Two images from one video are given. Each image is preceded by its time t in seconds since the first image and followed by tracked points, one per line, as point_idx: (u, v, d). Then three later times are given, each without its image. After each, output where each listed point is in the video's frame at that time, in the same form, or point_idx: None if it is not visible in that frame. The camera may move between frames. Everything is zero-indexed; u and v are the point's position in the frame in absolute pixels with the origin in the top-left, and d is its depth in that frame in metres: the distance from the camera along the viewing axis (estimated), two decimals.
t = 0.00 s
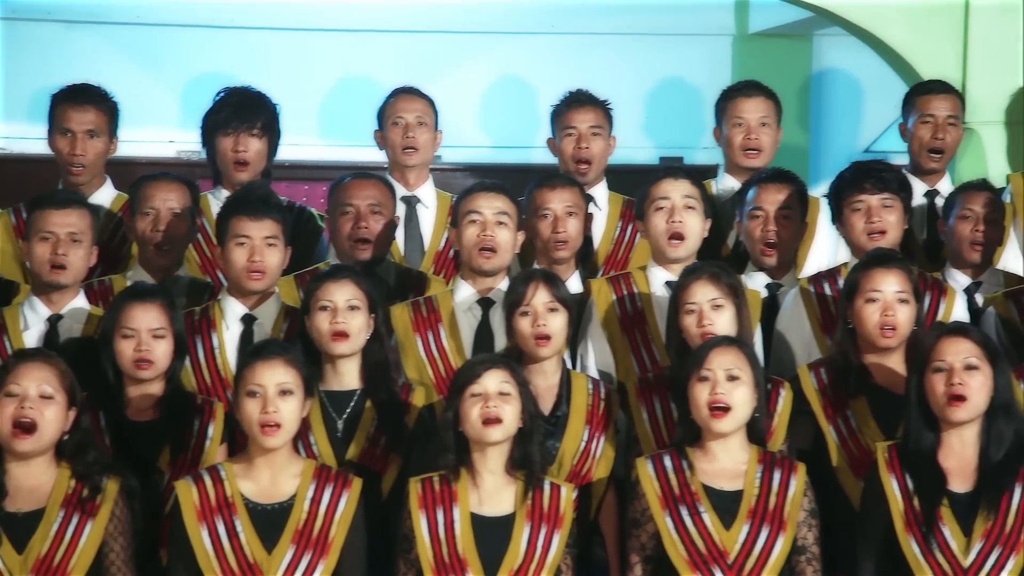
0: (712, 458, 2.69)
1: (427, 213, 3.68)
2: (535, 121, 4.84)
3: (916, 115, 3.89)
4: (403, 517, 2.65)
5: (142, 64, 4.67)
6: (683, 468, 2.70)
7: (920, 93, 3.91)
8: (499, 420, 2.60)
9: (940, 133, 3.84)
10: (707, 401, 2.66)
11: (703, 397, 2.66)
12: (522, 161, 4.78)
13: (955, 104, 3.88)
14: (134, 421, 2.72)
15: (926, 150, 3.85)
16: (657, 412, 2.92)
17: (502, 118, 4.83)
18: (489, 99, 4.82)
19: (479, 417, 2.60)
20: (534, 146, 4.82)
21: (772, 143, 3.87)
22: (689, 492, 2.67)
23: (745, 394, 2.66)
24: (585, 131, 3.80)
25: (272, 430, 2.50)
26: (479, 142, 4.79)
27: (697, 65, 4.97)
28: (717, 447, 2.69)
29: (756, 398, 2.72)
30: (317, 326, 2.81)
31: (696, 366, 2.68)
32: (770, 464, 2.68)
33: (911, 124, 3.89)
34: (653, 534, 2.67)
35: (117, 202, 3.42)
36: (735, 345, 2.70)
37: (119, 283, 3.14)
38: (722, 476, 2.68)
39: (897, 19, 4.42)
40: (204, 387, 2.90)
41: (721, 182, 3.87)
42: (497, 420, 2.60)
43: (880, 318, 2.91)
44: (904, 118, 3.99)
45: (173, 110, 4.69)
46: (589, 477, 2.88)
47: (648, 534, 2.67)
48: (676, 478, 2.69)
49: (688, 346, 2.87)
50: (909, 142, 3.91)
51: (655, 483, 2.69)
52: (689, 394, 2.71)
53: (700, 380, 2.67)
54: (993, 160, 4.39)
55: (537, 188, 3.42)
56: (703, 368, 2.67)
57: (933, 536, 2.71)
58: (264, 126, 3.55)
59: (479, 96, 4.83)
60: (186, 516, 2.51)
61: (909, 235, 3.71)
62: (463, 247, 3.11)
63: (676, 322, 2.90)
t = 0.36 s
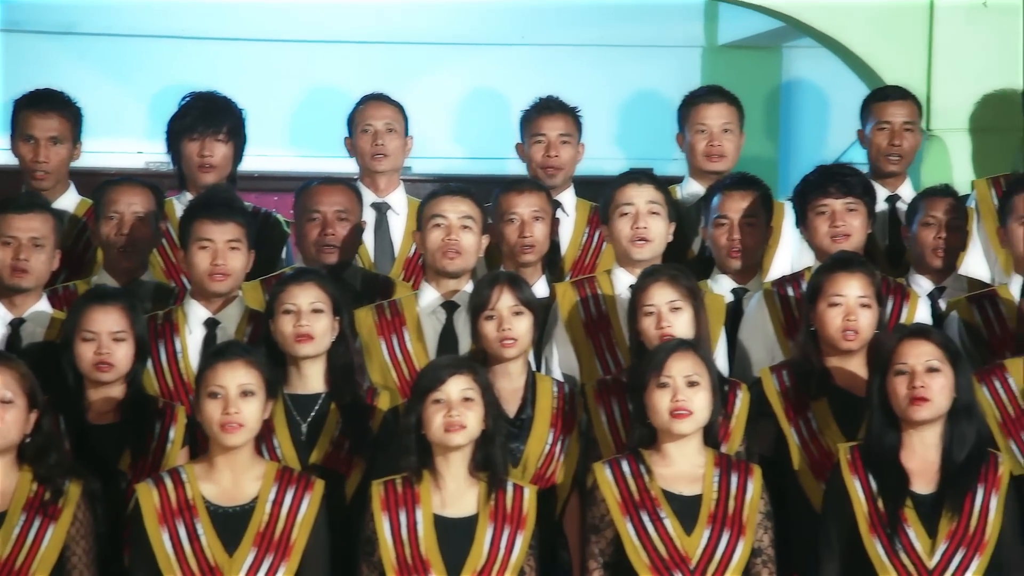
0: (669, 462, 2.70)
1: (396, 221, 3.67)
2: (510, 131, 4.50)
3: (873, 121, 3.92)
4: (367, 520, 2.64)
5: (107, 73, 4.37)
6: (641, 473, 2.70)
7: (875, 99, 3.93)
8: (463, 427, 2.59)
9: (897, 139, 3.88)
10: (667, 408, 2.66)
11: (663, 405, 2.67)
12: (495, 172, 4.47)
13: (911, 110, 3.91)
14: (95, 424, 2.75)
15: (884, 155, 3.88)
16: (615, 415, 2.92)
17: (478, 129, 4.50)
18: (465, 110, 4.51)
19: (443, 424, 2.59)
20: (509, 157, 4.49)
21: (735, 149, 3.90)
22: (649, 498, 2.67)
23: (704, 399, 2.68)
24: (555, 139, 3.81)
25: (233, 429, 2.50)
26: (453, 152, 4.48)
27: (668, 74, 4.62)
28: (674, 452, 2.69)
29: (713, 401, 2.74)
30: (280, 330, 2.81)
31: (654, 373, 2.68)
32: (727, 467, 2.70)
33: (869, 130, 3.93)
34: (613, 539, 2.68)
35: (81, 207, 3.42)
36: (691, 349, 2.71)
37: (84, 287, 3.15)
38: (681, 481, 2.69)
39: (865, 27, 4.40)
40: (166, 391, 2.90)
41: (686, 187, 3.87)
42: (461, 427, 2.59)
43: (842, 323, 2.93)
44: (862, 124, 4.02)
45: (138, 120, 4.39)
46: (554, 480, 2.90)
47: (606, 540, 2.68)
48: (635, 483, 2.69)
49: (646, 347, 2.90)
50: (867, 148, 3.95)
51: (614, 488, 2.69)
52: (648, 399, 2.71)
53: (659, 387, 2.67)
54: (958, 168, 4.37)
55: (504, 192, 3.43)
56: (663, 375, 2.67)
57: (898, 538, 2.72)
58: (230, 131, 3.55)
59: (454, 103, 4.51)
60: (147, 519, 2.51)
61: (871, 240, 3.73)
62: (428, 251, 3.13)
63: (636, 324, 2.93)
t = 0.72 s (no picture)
0: (637, 465, 2.70)
1: (369, 226, 3.68)
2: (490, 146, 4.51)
3: (834, 129, 3.95)
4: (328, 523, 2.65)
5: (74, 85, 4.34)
6: (608, 475, 2.70)
7: (835, 107, 3.98)
8: (424, 430, 2.59)
9: (856, 146, 3.91)
10: (633, 412, 2.66)
11: (629, 408, 2.66)
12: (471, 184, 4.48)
13: (871, 117, 3.95)
14: (57, 429, 2.75)
15: (844, 163, 3.91)
16: (576, 420, 2.93)
17: (455, 142, 4.51)
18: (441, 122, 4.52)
19: (404, 427, 2.59)
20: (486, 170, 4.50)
21: (703, 156, 3.92)
22: (616, 500, 2.67)
23: (669, 402, 2.68)
24: (523, 148, 3.82)
25: (196, 435, 2.49)
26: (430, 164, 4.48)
27: (638, 86, 4.63)
28: (642, 455, 2.69)
29: (678, 404, 2.74)
30: (241, 335, 2.81)
31: (620, 376, 2.68)
32: (692, 469, 2.71)
33: (829, 138, 3.96)
34: (579, 542, 2.67)
35: (46, 213, 3.44)
36: (655, 352, 2.71)
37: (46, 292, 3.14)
38: (647, 483, 2.69)
39: (832, 35, 4.35)
40: (130, 397, 2.93)
41: (653, 194, 3.89)
42: (422, 430, 2.59)
43: (803, 326, 2.94)
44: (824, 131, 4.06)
45: (109, 132, 4.36)
46: (515, 483, 2.90)
47: (573, 542, 2.68)
48: (602, 486, 2.69)
49: (605, 351, 2.91)
50: (828, 157, 3.97)
51: (581, 491, 2.69)
52: (613, 403, 2.71)
53: (625, 391, 2.67)
54: (923, 175, 4.38)
55: (468, 198, 3.43)
56: (628, 379, 2.68)
57: (864, 541, 2.71)
58: (197, 138, 3.55)
59: (432, 117, 4.52)
60: (108, 523, 2.50)
61: (833, 248, 3.76)
62: (392, 256, 3.14)
63: (595, 328, 2.94)
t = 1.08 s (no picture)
0: (607, 467, 2.70)
1: (332, 233, 3.67)
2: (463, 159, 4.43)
3: (801, 136, 3.97)
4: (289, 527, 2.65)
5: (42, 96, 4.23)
6: (577, 477, 2.70)
7: (803, 115, 3.99)
8: (384, 433, 2.59)
9: (823, 155, 3.93)
10: (604, 414, 2.67)
11: (599, 410, 2.67)
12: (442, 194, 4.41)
13: (838, 126, 3.97)
14: (21, 433, 2.76)
15: (811, 171, 3.94)
16: (541, 424, 2.92)
17: (427, 156, 4.43)
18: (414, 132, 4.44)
19: (364, 430, 2.59)
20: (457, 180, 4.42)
21: (674, 162, 3.93)
22: (585, 504, 2.67)
23: (639, 403, 2.69)
24: (490, 158, 3.81)
25: (160, 438, 2.49)
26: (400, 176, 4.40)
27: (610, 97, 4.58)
28: (612, 456, 2.70)
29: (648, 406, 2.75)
30: (205, 339, 2.81)
31: (590, 378, 2.69)
32: (662, 471, 2.71)
33: (795, 146, 3.98)
34: (549, 544, 2.68)
35: (11, 220, 3.46)
36: (627, 353, 2.71)
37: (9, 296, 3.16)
38: (617, 486, 2.70)
39: (798, 43, 4.38)
40: (94, 401, 2.94)
41: (624, 201, 3.90)
42: (382, 433, 2.59)
43: (765, 330, 2.95)
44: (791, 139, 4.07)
45: (79, 144, 4.25)
46: (479, 488, 2.91)
47: (543, 544, 2.68)
48: (571, 488, 2.69)
49: (571, 356, 2.91)
50: (795, 163, 4.00)
51: (550, 493, 2.69)
52: (581, 404, 2.71)
53: (595, 393, 2.68)
54: (889, 182, 4.42)
55: (433, 203, 3.43)
56: (597, 381, 2.68)
57: (832, 543, 2.71)
58: (163, 144, 3.55)
59: (405, 127, 4.44)
60: (71, 527, 2.50)
61: (798, 254, 3.78)
62: (357, 261, 3.15)
63: (559, 332, 2.95)
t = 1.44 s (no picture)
0: (578, 468, 2.70)
1: (296, 236, 3.66)
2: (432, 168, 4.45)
3: (769, 141, 3.99)
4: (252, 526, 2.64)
5: (10, 103, 4.17)
6: (548, 478, 2.70)
7: (772, 120, 4.01)
8: (350, 436, 2.59)
9: (792, 159, 3.95)
10: (574, 415, 2.66)
11: (570, 412, 2.66)
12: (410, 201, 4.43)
13: (806, 130, 3.99)
14: None
15: (780, 175, 3.95)
16: (513, 426, 2.93)
17: (392, 163, 4.44)
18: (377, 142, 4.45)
19: (330, 433, 2.58)
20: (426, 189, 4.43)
21: (644, 169, 3.94)
22: (555, 505, 2.67)
23: (610, 405, 2.68)
24: (462, 162, 3.81)
25: (126, 437, 2.51)
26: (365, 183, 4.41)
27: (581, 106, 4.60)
28: (582, 457, 2.70)
29: (620, 406, 2.74)
30: (175, 341, 2.80)
31: (562, 380, 2.67)
32: (634, 471, 2.71)
33: (765, 151, 3.99)
34: (519, 545, 2.68)
35: None
36: (598, 354, 2.71)
37: None
38: (588, 486, 2.70)
39: (768, 49, 4.40)
40: (61, 402, 2.96)
41: (594, 206, 3.90)
42: (349, 435, 2.58)
43: (735, 330, 2.96)
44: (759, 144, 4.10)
45: (49, 151, 4.19)
46: (445, 489, 2.90)
47: (513, 544, 2.68)
48: (542, 490, 2.69)
49: (543, 358, 2.91)
50: (763, 168, 4.01)
51: (520, 494, 2.69)
52: (553, 406, 2.70)
53: (566, 394, 2.67)
54: (858, 187, 4.43)
55: (402, 207, 3.43)
56: (569, 383, 2.67)
57: (803, 547, 2.71)
58: (131, 148, 3.54)
59: (366, 140, 4.44)
60: (36, 527, 2.53)
61: (768, 259, 3.80)
62: (322, 265, 3.16)
63: (531, 334, 2.95)
